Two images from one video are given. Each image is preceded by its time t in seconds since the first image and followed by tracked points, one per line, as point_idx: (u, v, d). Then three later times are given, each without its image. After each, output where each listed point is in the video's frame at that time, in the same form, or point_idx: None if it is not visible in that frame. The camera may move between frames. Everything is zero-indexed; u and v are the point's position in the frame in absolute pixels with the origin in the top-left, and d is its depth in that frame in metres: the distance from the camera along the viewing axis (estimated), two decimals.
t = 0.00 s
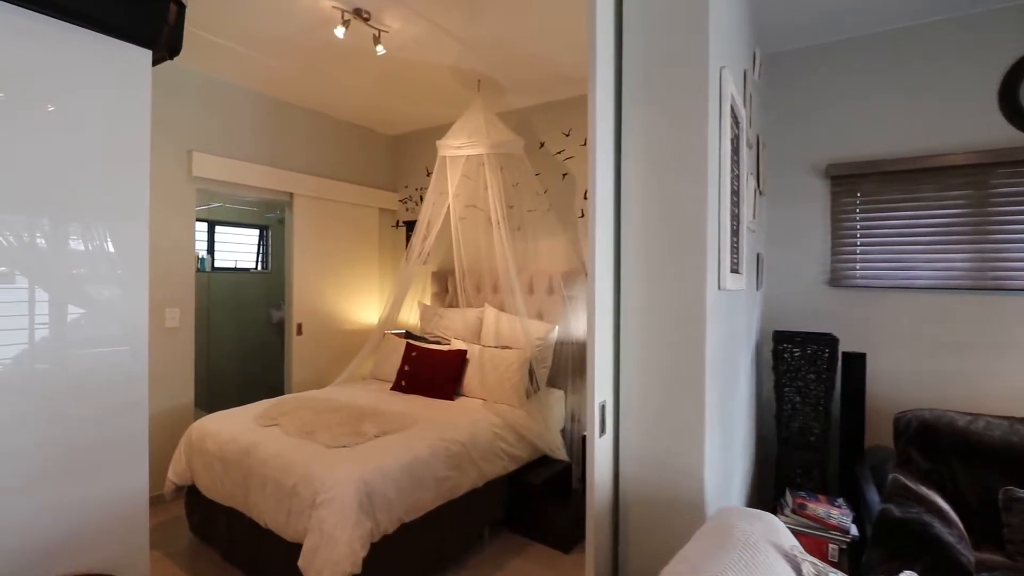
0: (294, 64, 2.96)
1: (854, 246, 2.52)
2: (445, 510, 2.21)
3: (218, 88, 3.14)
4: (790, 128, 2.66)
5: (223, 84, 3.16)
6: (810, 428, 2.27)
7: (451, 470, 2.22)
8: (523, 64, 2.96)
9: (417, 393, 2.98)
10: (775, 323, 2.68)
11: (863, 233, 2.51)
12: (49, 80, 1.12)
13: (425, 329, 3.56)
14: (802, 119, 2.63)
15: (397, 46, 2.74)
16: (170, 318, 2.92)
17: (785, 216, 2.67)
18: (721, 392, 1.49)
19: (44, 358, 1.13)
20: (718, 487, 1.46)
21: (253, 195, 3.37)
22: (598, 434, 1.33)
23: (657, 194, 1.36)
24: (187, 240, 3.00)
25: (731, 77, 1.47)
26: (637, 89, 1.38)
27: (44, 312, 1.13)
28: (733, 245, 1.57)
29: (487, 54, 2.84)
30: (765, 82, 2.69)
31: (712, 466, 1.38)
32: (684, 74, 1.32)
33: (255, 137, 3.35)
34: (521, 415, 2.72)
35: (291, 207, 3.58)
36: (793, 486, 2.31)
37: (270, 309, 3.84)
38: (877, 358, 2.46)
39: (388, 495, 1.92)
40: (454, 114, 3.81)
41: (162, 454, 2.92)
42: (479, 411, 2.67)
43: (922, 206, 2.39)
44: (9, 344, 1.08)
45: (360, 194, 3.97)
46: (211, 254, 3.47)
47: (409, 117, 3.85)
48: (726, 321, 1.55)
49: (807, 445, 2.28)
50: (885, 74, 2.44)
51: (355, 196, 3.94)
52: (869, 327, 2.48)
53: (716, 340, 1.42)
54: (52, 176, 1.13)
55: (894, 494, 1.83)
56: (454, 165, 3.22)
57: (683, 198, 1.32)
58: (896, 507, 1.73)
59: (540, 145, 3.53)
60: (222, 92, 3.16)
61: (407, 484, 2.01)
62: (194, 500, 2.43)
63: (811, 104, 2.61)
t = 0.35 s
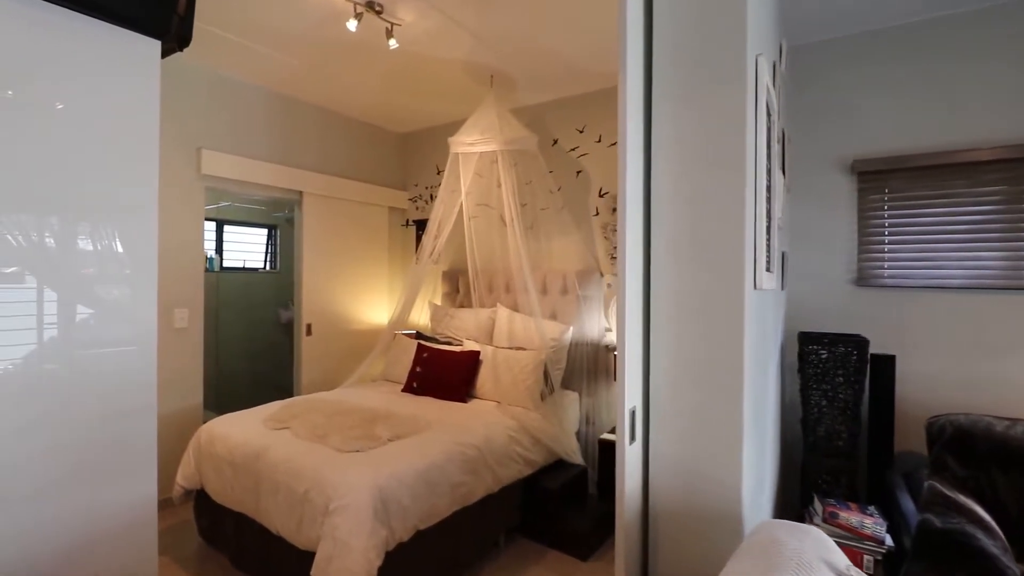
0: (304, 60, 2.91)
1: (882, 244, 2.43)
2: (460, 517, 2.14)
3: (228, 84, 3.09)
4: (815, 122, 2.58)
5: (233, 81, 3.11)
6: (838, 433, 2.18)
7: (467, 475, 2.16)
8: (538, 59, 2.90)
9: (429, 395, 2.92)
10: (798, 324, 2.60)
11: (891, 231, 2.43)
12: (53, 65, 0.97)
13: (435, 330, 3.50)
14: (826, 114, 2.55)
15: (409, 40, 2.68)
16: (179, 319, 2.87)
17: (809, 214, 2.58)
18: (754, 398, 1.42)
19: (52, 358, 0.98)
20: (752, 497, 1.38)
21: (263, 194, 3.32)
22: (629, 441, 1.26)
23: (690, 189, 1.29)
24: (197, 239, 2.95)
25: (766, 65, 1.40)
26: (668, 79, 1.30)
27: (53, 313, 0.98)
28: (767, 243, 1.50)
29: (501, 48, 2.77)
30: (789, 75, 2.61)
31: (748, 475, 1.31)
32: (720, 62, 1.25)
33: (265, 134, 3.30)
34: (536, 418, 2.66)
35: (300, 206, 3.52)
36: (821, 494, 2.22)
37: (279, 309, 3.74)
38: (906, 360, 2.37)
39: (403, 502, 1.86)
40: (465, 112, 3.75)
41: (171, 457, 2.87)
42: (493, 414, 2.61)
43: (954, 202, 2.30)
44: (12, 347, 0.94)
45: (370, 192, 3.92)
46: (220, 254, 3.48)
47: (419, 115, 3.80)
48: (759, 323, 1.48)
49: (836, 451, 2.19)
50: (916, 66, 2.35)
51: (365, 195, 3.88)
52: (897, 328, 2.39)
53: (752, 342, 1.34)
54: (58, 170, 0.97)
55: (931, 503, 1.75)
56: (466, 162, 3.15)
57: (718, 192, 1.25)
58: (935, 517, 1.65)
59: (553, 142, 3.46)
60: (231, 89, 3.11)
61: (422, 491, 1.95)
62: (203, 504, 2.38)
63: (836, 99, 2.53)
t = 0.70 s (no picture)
0: (309, 55, 2.84)
1: (907, 242, 2.34)
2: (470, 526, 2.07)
3: (231, 81, 3.03)
4: (837, 117, 2.48)
5: (236, 78, 3.05)
6: (863, 440, 2.09)
7: (477, 483, 2.08)
8: (549, 53, 2.82)
9: (436, 398, 2.85)
10: (819, 326, 2.51)
11: (917, 228, 2.33)
12: (52, 65, 1.01)
13: (442, 331, 3.42)
14: (849, 107, 2.45)
15: (417, 34, 2.61)
16: (181, 321, 2.81)
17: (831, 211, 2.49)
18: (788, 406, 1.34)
19: (56, 358, 1.02)
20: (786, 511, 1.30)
21: (266, 192, 3.25)
22: (654, 452, 1.18)
23: (719, 182, 1.20)
24: (200, 237, 2.89)
25: (799, 50, 1.32)
26: (696, 64, 1.22)
27: (58, 312, 1.02)
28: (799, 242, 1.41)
29: (511, 42, 2.70)
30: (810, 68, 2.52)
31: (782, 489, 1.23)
32: (754, 45, 1.16)
33: (269, 132, 3.24)
34: (547, 423, 2.58)
35: (305, 204, 3.45)
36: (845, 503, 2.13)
37: (285, 309, 3.73)
38: (935, 364, 2.27)
39: (412, 513, 1.78)
40: (472, 108, 3.67)
41: (173, 461, 2.81)
42: (503, 419, 2.53)
43: (984, 199, 2.21)
44: (21, 347, 0.98)
45: (376, 191, 3.86)
46: (223, 254, 3.43)
47: (425, 112, 3.72)
48: (791, 326, 1.40)
49: (863, 459, 2.10)
50: (944, 57, 2.26)
51: (371, 193, 3.81)
52: (925, 330, 2.29)
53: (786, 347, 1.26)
54: (58, 169, 1.01)
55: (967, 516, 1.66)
56: (475, 158, 3.07)
57: (751, 186, 1.17)
58: (975, 531, 1.56)
59: (563, 139, 3.38)
60: (235, 86, 3.06)
61: (432, 500, 1.87)
62: (205, 511, 2.32)
63: (859, 92, 2.43)
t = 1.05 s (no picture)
0: (312, 50, 2.77)
1: (935, 243, 2.24)
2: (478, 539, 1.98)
3: (232, 78, 2.96)
4: (859, 111, 2.38)
5: (238, 75, 2.99)
6: (890, 450, 1.98)
7: (485, 494, 2.00)
8: (558, 47, 2.73)
9: (442, 404, 2.77)
10: (840, 329, 2.41)
11: (944, 228, 2.23)
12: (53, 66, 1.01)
13: (447, 333, 3.34)
14: (872, 102, 2.35)
15: (422, 27, 2.53)
16: (181, 324, 2.74)
17: (853, 210, 2.38)
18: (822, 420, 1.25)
19: (59, 360, 1.04)
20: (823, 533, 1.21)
21: (269, 192, 3.18)
22: (680, 471, 1.09)
23: (751, 178, 1.11)
24: (200, 237, 2.82)
25: (834, 40, 1.23)
26: (724, 50, 1.13)
27: (61, 313, 1.04)
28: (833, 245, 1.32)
29: (519, 35, 2.61)
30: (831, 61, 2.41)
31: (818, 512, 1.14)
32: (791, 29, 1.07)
33: (271, 130, 3.17)
34: (557, 430, 2.49)
35: (308, 204, 3.37)
36: (871, 516, 2.03)
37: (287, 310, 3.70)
38: (964, 371, 2.17)
39: (418, 527, 1.70)
40: (478, 105, 3.59)
41: (172, 467, 2.74)
42: (512, 426, 2.44)
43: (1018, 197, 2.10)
44: (22, 349, 0.99)
45: (380, 190, 3.78)
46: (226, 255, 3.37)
47: (430, 109, 3.64)
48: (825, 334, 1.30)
49: (889, 469, 2.00)
50: (974, 48, 2.15)
51: (375, 193, 3.74)
52: (953, 334, 2.19)
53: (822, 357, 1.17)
54: (58, 170, 1.02)
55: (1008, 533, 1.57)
56: (482, 156, 2.98)
57: (787, 184, 1.08)
58: (1020, 551, 1.46)
59: (572, 136, 3.29)
60: (237, 83, 2.99)
61: (438, 513, 1.79)
62: (204, 520, 2.24)
63: (883, 86, 2.33)
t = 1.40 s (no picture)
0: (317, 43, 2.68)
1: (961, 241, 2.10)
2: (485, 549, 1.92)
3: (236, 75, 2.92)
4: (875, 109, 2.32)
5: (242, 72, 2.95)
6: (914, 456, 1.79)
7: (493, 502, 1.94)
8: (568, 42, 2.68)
9: (449, 406, 2.77)
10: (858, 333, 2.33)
11: (971, 223, 2.09)
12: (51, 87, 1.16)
13: (453, 334, 3.40)
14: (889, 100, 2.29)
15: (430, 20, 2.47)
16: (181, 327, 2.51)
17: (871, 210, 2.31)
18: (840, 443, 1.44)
19: (63, 360, 1.20)
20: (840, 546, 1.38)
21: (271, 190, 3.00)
22: (704, 480, 1.36)
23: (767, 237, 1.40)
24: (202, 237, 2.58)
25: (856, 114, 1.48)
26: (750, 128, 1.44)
27: (66, 313, 1.20)
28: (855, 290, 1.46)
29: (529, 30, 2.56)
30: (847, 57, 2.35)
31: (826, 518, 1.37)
32: (804, 92, 1.37)
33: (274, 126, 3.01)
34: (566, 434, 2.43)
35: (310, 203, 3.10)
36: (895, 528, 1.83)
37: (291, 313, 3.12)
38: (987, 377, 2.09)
39: (423, 536, 1.64)
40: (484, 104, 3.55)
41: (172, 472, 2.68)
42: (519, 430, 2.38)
43: None
44: (30, 351, 1.15)
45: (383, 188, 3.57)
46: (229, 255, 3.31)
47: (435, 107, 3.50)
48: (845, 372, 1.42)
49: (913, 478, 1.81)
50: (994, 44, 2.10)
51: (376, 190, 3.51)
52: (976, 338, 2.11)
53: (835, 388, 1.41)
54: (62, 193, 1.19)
55: None
56: (491, 152, 3.34)
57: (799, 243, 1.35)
58: None
59: (581, 133, 3.23)
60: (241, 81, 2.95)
61: (445, 521, 1.73)
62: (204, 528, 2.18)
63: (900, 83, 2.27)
